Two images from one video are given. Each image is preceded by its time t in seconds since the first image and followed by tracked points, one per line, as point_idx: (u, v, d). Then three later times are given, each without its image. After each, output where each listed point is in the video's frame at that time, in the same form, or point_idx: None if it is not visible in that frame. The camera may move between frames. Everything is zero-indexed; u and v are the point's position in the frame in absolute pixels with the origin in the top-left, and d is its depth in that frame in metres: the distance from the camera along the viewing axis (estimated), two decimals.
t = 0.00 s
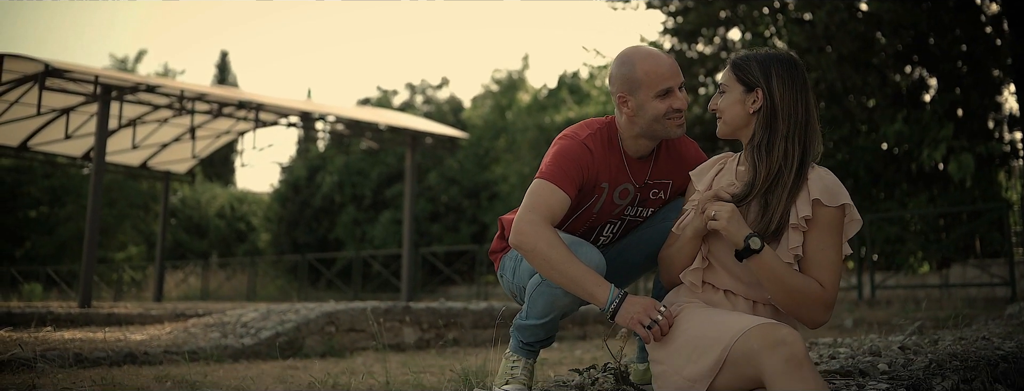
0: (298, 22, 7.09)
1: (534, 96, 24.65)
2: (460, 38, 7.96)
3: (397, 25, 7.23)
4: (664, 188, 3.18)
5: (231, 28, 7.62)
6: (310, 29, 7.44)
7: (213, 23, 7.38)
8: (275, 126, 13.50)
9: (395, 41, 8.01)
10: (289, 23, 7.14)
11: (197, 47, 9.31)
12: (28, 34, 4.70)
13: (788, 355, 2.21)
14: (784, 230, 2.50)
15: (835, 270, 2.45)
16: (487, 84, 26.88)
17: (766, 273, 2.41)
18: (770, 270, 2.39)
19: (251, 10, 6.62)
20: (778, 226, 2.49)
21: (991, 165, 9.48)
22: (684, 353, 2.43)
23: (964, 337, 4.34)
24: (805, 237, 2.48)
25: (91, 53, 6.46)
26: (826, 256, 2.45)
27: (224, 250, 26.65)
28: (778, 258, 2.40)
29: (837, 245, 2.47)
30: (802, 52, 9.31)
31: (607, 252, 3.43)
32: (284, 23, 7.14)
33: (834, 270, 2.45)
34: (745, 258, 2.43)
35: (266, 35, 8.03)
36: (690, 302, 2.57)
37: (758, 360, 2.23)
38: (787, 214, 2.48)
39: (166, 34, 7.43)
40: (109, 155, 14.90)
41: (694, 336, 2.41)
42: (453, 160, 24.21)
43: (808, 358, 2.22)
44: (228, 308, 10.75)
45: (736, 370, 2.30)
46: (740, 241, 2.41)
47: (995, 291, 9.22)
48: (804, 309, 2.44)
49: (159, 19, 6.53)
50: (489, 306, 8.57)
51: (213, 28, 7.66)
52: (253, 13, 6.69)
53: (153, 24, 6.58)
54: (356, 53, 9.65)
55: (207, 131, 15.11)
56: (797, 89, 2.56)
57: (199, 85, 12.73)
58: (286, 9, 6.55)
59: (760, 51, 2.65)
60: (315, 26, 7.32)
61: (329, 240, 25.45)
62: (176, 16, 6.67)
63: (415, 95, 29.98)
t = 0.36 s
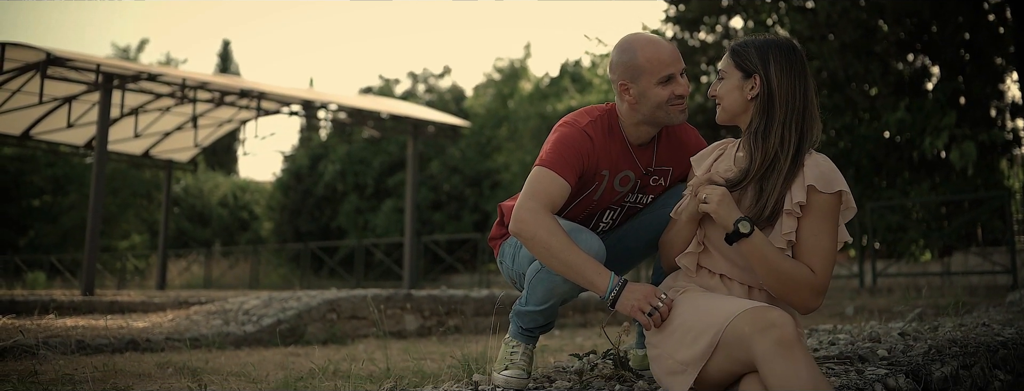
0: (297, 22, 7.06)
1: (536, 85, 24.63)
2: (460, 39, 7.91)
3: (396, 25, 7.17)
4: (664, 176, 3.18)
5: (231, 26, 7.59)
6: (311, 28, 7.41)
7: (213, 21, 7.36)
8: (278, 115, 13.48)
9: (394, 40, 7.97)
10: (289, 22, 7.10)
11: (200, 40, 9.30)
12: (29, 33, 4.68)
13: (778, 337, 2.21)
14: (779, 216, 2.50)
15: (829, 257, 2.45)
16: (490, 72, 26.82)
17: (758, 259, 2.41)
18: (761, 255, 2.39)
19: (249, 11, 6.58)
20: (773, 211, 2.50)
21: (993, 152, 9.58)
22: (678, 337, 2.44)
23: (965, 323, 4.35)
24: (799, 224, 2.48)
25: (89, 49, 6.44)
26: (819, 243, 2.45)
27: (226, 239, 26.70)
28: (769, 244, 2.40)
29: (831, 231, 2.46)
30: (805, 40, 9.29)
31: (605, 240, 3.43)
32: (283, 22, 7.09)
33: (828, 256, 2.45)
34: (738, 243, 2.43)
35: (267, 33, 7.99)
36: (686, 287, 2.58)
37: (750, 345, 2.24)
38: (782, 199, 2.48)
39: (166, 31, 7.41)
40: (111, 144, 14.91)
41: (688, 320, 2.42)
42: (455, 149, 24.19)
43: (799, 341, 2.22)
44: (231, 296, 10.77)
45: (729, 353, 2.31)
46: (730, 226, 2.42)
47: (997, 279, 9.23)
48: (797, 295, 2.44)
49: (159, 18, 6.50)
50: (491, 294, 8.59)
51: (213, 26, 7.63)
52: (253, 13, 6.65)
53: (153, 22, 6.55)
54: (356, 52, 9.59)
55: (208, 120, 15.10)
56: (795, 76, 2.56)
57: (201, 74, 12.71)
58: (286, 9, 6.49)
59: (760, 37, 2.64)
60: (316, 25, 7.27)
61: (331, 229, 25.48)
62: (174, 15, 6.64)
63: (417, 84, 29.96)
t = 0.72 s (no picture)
0: (297, 22, 6.96)
1: (538, 77, 24.60)
2: (462, 39, 7.81)
3: (397, 27, 7.06)
4: (664, 166, 3.19)
5: (232, 25, 7.52)
6: (311, 28, 7.30)
7: (213, 20, 7.28)
8: (279, 108, 13.47)
9: (396, 39, 7.90)
10: (288, 23, 6.99)
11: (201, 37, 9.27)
12: (23, 33, 4.63)
13: (774, 327, 2.21)
14: (777, 206, 2.50)
15: (828, 247, 2.45)
16: (491, 65, 26.78)
17: (756, 249, 2.41)
18: (759, 245, 2.40)
19: (248, 11, 6.52)
20: (771, 201, 2.50)
21: (994, 145, 9.60)
22: (676, 327, 2.45)
23: (965, 314, 4.36)
24: (797, 214, 2.48)
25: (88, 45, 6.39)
26: (818, 233, 2.45)
27: (227, 231, 26.73)
28: (768, 235, 2.41)
29: (829, 221, 2.46)
30: (806, 32, 9.27)
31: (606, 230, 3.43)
32: (282, 22, 6.99)
33: (826, 247, 2.45)
34: (736, 233, 2.43)
35: (268, 33, 7.90)
36: (686, 277, 2.59)
37: (747, 334, 2.25)
38: (781, 189, 2.48)
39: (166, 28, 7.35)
40: (112, 137, 14.92)
41: (686, 310, 2.43)
42: (457, 142, 24.18)
43: (796, 330, 2.22)
44: (232, 289, 10.78)
45: (726, 343, 2.32)
46: (728, 216, 2.42)
47: (998, 271, 9.24)
48: (795, 285, 2.45)
49: (158, 15, 6.44)
50: (492, 286, 8.58)
51: (213, 25, 7.55)
52: (253, 12, 6.58)
53: (151, 20, 6.49)
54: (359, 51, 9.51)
55: (209, 113, 15.09)
56: (795, 66, 2.55)
57: (202, 66, 12.69)
58: (285, 9, 6.42)
59: (761, 27, 2.63)
60: (315, 26, 7.17)
61: (332, 221, 25.51)
62: (173, 13, 6.58)
63: (418, 77, 29.93)
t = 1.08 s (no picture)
0: (298, 21, 6.96)
1: (538, 73, 24.62)
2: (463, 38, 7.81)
3: (397, 27, 7.07)
4: (666, 160, 3.19)
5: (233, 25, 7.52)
6: (311, 28, 7.31)
7: (213, 19, 7.27)
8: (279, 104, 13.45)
9: (397, 39, 7.90)
10: (288, 22, 6.99)
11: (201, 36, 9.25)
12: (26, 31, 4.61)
13: (774, 320, 2.21)
14: (777, 199, 2.50)
15: (827, 239, 2.45)
16: (491, 61, 26.77)
17: (756, 242, 2.41)
18: (759, 238, 2.40)
19: (249, 11, 6.51)
20: (771, 195, 2.49)
21: (995, 140, 9.61)
22: (677, 321, 2.45)
23: (966, 308, 4.35)
24: (798, 206, 2.47)
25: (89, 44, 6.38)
26: (818, 225, 2.45)
27: (228, 227, 26.75)
28: (767, 228, 2.40)
29: (830, 214, 2.45)
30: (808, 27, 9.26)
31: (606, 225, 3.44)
32: (283, 22, 6.98)
33: (826, 239, 2.45)
34: (736, 227, 2.43)
35: (268, 32, 7.89)
36: (687, 271, 2.59)
37: (746, 328, 2.25)
38: (780, 182, 2.48)
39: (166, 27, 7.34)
40: (113, 133, 14.91)
41: (687, 304, 2.43)
42: (458, 138, 24.18)
43: (796, 324, 2.21)
44: (232, 285, 10.79)
45: (727, 337, 2.32)
46: (727, 208, 2.42)
47: (999, 266, 9.24)
48: (794, 278, 2.45)
49: (160, 15, 6.44)
50: (493, 282, 8.58)
51: (214, 24, 7.55)
52: (254, 12, 6.58)
53: (153, 20, 6.48)
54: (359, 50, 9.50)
55: (210, 108, 15.09)
56: (795, 58, 2.54)
57: (202, 62, 12.68)
58: (285, 10, 6.38)
59: (762, 19, 2.63)
60: (316, 25, 7.17)
61: (333, 217, 25.52)
62: (174, 13, 6.56)
63: (419, 73, 29.91)
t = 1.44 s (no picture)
0: (298, 22, 6.95)
1: (539, 70, 24.61)
2: (464, 37, 7.80)
3: (397, 26, 7.06)
4: (669, 156, 3.19)
5: (233, 25, 7.51)
6: (312, 28, 7.30)
7: (213, 18, 7.26)
8: (279, 100, 13.44)
9: (397, 38, 7.90)
10: (288, 22, 6.97)
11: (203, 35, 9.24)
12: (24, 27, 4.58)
13: (775, 314, 2.20)
14: (778, 194, 2.50)
15: (828, 233, 2.44)
16: (492, 58, 26.74)
17: (754, 237, 2.41)
18: (759, 233, 2.40)
19: (249, 10, 6.50)
20: (772, 189, 2.49)
21: (996, 136, 9.61)
22: (681, 317, 2.44)
23: (967, 304, 4.36)
24: (798, 200, 2.46)
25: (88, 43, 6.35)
26: (819, 219, 2.44)
27: (228, 224, 26.77)
28: (766, 223, 2.40)
29: (831, 208, 2.45)
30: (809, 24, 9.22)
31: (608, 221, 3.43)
32: (283, 22, 6.97)
33: (827, 234, 2.44)
34: (736, 223, 2.43)
35: (268, 32, 7.87)
36: (689, 267, 2.58)
37: (748, 322, 2.24)
38: (781, 176, 2.47)
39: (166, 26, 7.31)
40: (113, 130, 14.90)
41: (688, 299, 2.43)
42: (458, 135, 24.20)
43: (797, 318, 2.21)
44: (232, 282, 10.78)
45: (729, 331, 2.32)
46: (726, 202, 2.43)
47: (999, 263, 9.25)
48: (797, 273, 2.45)
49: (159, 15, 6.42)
50: (494, 278, 8.58)
51: (213, 23, 7.53)
52: (254, 12, 6.56)
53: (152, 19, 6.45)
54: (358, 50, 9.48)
55: (209, 105, 15.07)
56: (795, 52, 2.54)
57: (202, 58, 12.66)
58: (285, 9, 6.37)
59: (762, 13, 2.62)
60: (316, 25, 7.17)
61: (333, 214, 25.52)
62: (173, 13, 6.54)
63: (419, 69, 29.89)
